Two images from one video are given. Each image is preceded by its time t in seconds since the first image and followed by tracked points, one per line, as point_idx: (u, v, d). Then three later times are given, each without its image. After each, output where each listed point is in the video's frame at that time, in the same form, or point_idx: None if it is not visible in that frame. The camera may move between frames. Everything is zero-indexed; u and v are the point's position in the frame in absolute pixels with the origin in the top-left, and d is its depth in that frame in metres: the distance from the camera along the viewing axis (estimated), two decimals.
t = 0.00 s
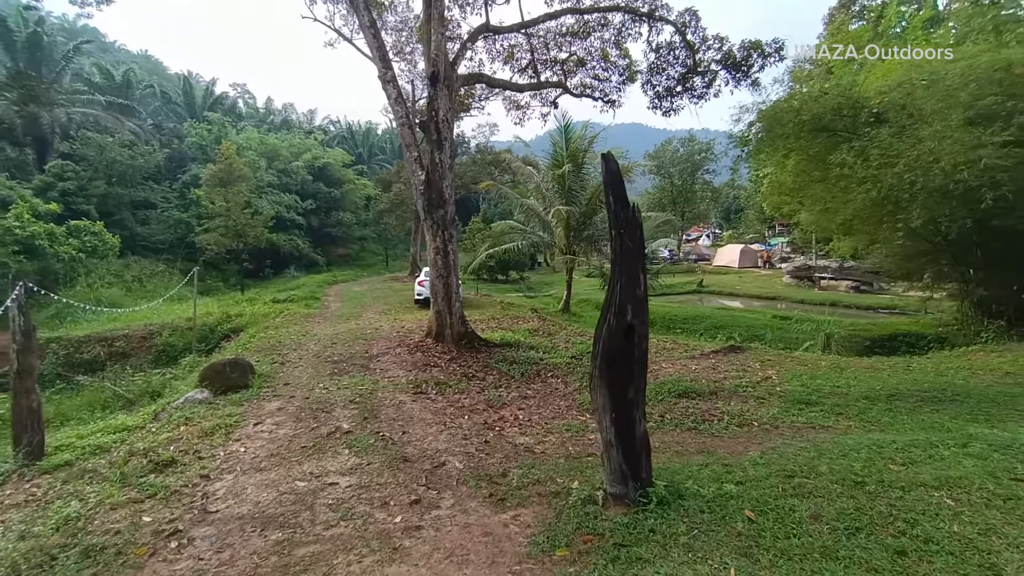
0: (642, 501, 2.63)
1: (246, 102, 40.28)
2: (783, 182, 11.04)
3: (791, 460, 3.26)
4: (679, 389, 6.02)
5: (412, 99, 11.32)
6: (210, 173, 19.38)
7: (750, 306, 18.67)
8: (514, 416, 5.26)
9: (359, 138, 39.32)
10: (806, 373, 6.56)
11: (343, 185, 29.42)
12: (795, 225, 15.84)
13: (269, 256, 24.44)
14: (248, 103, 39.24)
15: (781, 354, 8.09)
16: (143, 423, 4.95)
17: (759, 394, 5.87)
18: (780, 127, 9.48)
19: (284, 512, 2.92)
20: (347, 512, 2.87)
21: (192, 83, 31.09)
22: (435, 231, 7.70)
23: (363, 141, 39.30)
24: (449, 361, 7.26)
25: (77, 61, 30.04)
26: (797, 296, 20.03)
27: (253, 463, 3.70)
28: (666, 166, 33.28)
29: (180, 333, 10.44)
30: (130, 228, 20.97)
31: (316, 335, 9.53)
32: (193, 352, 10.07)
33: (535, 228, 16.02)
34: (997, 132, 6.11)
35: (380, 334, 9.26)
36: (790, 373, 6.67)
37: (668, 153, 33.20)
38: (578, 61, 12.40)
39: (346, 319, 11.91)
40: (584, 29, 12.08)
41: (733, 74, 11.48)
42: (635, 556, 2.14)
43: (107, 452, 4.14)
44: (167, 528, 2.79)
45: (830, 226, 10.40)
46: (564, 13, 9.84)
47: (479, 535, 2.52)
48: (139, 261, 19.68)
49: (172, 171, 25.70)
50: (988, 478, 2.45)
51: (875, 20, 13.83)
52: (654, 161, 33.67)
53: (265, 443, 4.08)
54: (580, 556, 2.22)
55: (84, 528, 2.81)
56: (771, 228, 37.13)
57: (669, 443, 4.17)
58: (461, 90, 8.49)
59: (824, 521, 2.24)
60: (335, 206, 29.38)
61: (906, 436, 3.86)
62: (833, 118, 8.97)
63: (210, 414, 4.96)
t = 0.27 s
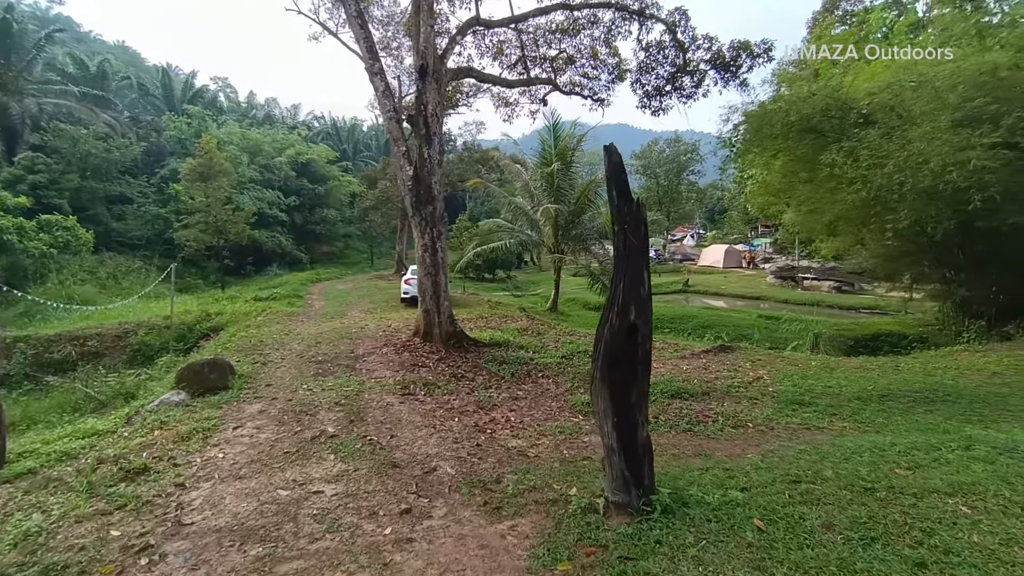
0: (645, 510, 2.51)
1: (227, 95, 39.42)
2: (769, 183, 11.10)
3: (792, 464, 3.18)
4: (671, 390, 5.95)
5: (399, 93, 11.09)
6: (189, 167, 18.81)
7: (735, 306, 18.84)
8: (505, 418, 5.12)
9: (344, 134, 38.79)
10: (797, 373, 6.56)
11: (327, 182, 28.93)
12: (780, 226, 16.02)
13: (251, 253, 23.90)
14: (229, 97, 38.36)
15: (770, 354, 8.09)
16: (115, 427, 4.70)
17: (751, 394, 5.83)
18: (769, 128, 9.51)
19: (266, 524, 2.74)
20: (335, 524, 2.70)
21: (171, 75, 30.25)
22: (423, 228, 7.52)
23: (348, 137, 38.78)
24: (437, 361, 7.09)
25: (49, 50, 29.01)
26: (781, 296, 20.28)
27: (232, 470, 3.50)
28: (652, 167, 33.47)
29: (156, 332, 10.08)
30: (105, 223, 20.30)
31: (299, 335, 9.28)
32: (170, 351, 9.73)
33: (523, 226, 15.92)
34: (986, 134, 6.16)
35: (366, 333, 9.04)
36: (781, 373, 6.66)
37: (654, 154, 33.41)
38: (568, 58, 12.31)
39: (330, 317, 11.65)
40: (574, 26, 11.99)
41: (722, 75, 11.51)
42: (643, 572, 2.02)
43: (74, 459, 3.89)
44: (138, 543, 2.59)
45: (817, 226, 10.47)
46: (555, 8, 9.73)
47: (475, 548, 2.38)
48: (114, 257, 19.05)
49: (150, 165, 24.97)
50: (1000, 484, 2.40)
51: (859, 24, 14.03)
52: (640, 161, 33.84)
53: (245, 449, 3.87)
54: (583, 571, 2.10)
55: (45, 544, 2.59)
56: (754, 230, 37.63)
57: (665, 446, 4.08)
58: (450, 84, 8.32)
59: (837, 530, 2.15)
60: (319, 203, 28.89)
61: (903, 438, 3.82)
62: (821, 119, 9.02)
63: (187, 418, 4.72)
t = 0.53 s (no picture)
0: (648, 522, 2.41)
1: (204, 89, 38.40)
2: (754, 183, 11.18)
3: (792, 468, 3.11)
4: (661, 391, 5.89)
5: (383, 88, 10.84)
6: (164, 162, 18.04)
7: (718, 305, 19.03)
8: (495, 422, 4.98)
9: (326, 131, 38.16)
10: (786, 373, 6.56)
11: (308, 179, 28.36)
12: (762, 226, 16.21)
13: (229, 251, 23.27)
14: (206, 91, 37.33)
15: (757, 353, 8.11)
16: (81, 436, 4.42)
17: (741, 395, 5.80)
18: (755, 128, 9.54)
19: (245, 543, 2.56)
20: (321, 543, 2.54)
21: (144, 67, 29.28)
22: (409, 226, 7.33)
23: (330, 134, 38.16)
24: (423, 363, 6.92)
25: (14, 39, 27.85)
26: (763, 295, 20.55)
27: (207, 483, 3.29)
28: (636, 167, 33.66)
29: (128, 333, 9.68)
30: (74, 220, 19.52)
31: (279, 336, 8.99)
32: (144, 354, 9.34)
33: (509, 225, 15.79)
34: (969, 136, 6.24)
35: (349, 334, 8.81)
36: (770, 373, 6.65)
37: (638, 154, 33.62)
38: (554, 56, 12.20)
39: (311, 318, 11.36)
40: (561, 24, 11.91)
41: (708, 75, 11.56)
42: None
43: (34, 473, 3.63)
44: (103, 568, 2.39)
45: (801, 226, 10.57)
46: (542, 5, 9.63)
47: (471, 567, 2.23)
48: (84, 255, 18.33)
49: (122, 161, 24.13)
50: (1008, 491, 2.37)
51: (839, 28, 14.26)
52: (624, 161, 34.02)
53: (222, 459, 3.66)
54: None
55: None
56: (735, 229, 38.16)
57: (660, 449, 3.99)
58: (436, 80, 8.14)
59: (849, 542, 2.08)
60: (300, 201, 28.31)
61: (895, 439, 3.81)
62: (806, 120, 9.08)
63: (160, 425, 4.47)
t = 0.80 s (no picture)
0: (652, 536, 2.29)
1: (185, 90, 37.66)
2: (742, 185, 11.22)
3: (795, 474, 3.04)
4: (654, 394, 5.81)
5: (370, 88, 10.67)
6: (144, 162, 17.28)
7: (706, 306, 19.13)
8: (487, 428, 4.86)
9: (311, 133, 37.70)
10: (779, 374, 6.53)
11: (293, 181, 27.93)
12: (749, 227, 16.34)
13: (211, 255, 22.77)
14: (187, 91, 36.58)
15: (749, 354, 8.09)
16: (51, 450, 4.19)
17: (735, 397, 5.75)
18: (743, 129, 9.59)
19: (225, 566, 2.40)
20: (308, 563, 2.39)
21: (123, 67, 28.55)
22: (397, 228, 7.17)
23: (315, 135, 37.71)
24: (412, 368, 6.75)
25: None
26: (750, 296, 20.72)
27: (185, 499, 3.11)
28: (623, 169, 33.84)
29: (105, 340, 9.34)
30: (49, 223, 18.92)
31: (263, 341, 8.74)
32: (121, 361, 9.01)
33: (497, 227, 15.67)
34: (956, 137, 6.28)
35: (336, 339, 8.59)
36: (764, 374, 6.62)
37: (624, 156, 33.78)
38: (542, 57, 12.12)
39: (296, 322, 11.10)
40: (549, 25, 11.85)
41: (695, 77, 11.60)
42: None
43: None
44: None
45: (788, 227, 10.63)
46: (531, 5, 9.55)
47: None
48: (59, 259, 17.75)
49: (99, 162, 23.49)
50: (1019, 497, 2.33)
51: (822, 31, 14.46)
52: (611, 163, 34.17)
53: (201, 474, 3.47)
54: None
55: None
56: (721, 231, 38.55)
57: (658, 455, 3.89)
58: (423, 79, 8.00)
59: (866, 554, 2.00)
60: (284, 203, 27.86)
61: (892, 442, 3.77)
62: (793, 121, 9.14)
63: (135, 438, 4.25)
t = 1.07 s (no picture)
0: (659, 549, 2.18)
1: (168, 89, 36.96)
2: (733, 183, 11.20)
3: (801, 477, 2.95)
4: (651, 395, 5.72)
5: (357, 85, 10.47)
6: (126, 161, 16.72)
7: (697, 304, 19.16)
8: (481, 432, 4.72)
9: (298, 132, 37.23)
10: (774, 373, 6.48)
11: (280, 181, 27.52)
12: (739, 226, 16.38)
13: (196, 256, 22.32)
14: (170, 90, 35.86)
15: (743, 353, 8.04)
16: (20, 463, 3.97)
17: (732, 397, 5.67)
18: (735, 127, 9.56)
19: None
20: None
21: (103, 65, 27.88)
22: (386, 227, 7.00)
23: (302, 135, 37.25)
24: (403, 371, 6.58)
25: None
26: (740, 294, 20.80)
27: (162, 515, 2.93)
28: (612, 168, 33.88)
29: (84, 344, 9.03)
30: (26, 224, 18.38)
31: (249, 344, 8.50)
32: (101, 366, 8.71)
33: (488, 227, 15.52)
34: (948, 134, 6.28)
35: (323, 341, 8.39)
36: (759, 373, 6.55)
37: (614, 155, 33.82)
38: (532, 55, 12.01)
39: (283, 324, 10.86)
40: (539, 22, 11.74)
41: (686, 75, 11.57)
42: None
43: None
44: None
45: (779, 225, 10.63)
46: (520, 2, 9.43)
47: None
48: (37, 261, 17.24)
49: (79, 162, 22.91)
50: None
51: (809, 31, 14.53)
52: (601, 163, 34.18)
53: (179, 487, 3.29)
54: None
55: None
56: (710, 230, 38.75)
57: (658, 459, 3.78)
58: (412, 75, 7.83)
59: (887, 565, 1.92)
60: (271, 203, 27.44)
61: (893, 443, 3.71)
62: (784, 119, 9.13)
63: (111, 448, 4.05)
